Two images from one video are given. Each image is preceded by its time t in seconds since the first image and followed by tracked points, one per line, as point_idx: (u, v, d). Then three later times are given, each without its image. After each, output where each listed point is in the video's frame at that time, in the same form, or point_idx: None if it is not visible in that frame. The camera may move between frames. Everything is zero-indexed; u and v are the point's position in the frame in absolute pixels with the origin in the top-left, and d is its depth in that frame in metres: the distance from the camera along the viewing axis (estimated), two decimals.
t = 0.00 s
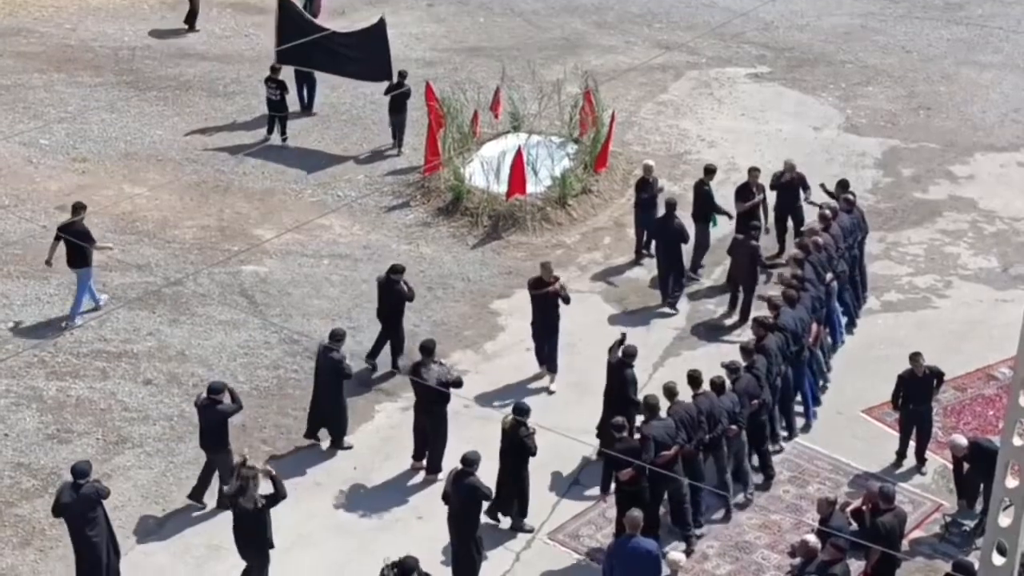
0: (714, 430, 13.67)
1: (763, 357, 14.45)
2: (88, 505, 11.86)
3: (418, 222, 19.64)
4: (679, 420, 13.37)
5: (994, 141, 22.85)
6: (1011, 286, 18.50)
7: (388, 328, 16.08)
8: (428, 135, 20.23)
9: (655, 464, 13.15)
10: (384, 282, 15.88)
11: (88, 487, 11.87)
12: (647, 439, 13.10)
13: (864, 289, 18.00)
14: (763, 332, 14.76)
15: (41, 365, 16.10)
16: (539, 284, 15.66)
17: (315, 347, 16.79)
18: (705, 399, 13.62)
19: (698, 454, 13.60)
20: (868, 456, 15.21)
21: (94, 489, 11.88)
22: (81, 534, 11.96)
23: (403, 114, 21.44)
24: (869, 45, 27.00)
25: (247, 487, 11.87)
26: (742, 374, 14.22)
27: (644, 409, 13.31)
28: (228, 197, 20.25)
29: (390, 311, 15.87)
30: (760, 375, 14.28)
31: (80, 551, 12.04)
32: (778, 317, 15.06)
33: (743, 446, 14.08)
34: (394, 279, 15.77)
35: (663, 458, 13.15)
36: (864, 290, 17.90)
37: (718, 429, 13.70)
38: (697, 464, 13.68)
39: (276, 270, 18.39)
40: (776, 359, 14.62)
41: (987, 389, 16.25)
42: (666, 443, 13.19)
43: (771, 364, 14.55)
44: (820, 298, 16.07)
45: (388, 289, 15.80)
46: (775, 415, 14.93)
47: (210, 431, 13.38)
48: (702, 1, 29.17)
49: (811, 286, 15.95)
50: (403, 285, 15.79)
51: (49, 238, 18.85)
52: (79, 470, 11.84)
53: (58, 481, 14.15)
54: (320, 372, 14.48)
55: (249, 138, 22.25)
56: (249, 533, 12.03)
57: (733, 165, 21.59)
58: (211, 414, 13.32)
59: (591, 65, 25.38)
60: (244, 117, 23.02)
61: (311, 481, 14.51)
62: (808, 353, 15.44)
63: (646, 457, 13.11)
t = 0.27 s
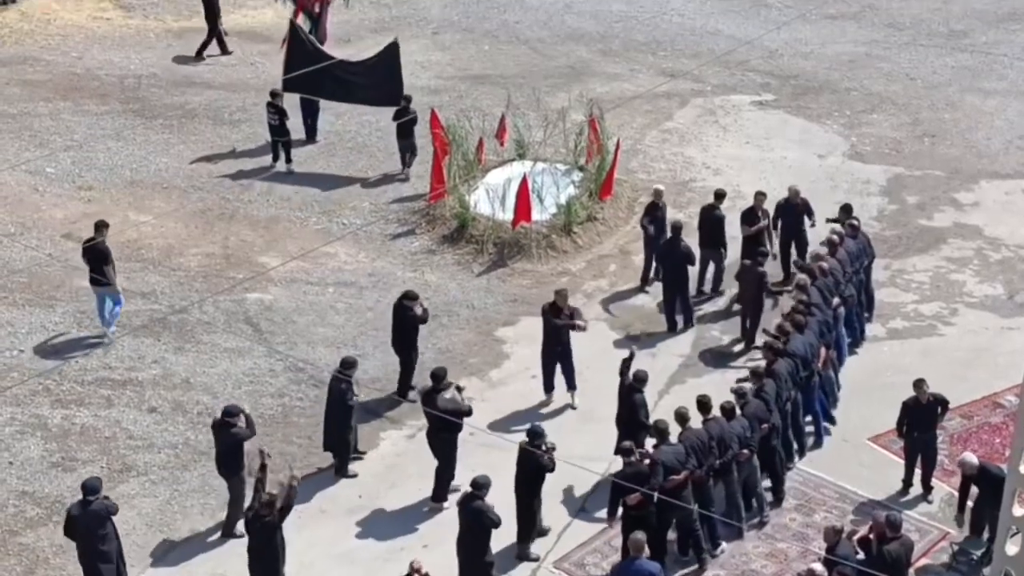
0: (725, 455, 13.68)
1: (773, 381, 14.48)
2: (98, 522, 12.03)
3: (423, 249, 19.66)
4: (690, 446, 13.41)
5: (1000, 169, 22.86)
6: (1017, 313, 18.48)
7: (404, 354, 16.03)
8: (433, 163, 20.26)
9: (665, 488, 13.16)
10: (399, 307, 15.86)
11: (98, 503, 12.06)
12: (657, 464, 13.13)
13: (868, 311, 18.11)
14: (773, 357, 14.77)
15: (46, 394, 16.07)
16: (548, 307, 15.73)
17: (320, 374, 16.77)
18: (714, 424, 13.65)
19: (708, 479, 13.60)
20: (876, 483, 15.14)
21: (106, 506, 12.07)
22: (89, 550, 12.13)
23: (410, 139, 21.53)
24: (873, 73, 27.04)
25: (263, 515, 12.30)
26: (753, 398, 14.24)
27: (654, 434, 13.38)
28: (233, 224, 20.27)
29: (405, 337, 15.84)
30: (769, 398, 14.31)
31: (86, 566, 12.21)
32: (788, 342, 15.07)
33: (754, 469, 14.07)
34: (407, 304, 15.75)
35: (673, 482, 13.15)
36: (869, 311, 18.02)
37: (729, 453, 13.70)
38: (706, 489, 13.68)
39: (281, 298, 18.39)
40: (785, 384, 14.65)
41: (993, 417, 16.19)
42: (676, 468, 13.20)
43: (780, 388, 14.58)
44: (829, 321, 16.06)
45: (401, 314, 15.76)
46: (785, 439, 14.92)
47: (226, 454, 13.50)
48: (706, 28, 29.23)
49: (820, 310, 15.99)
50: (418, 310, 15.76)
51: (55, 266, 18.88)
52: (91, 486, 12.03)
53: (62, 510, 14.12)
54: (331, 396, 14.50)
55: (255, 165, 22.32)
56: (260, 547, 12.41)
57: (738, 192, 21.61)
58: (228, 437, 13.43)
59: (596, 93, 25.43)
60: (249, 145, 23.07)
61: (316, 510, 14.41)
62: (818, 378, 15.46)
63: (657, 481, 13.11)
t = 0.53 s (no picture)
0: (740, 472, 13.70)
1: (786, 399, 14.52)
2: (105, 533, 12.03)
3: (426, 267, 19.68)
4: (705, 465, 13.43)
5: (1002, 188, 22.89)
6: (1020, 333, 18.49)
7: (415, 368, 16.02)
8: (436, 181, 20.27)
9: (681, 507, 13.16)
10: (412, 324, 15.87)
11: (108, 516, 12.06)
12: (673, 482, 13.13)
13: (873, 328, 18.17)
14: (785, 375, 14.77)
15: (48, 411, 16.05)
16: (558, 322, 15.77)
17: (322, 392, 16.77)
18: (732, 441, 13.67)
19: (722, 497, 13.61)
20: (877, 502, 15.11)
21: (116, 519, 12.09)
22: (93, 558, 12.14)
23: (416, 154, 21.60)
24: (876, 92, 27.09)
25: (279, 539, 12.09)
26: (767, 415, 14.27)
27: (670, 452, 13.43)
28: (236, 242, 20.30)
29: (415, 353, 15.91)
30: (783, 416, 14.36)
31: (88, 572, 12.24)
32: (802, 360, 15.03)
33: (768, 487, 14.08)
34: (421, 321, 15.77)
35: (689, 501, 13.17)
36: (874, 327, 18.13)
37: (744, 471, 13.72)
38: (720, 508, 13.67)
39: (284, 315, 18.41)
40: (798, 402, 14.65)
41: (996, 437, 16.18)
42: (691, 486, 13.22)
43: (793, 406, 14.57)
44: (841, 339, 16.13)
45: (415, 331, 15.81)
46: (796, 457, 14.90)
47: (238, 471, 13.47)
48: (709, 48, 29.30)
49: (833, 328, 16.00)
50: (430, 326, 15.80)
51: (58, 283, 18.90)
52: (102, 497, 12.00)
53: (64, 528, 14.11)
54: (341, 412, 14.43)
55: (258, 182, 22.37)
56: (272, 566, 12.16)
57: (741, 211, 21.63)
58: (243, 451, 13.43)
59: (599, 112, 25.48)
60: (253, 163, 23.13)
61: (318, 527, 14.33)
62: (830, 396, 15.49)
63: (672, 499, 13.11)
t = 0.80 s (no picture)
0: (766, 495, 13.58)
1: (811, 423, 14.47)
2: (129, 552, 11.98)
3: (441, 291, 19.69)
4: (731, 487, 13.30)
5: (1018, 216, 22.85)
6: None
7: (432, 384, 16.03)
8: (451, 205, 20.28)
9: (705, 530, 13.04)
10: (433, 342, 15.84)
11: (132, 535, 12.01)
12: (700, 505, 13.01)
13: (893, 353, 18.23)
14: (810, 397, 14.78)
15: (62, 431, 16.06)
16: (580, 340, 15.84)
17: (335, 415, 16.77)
18: (759, 464, 13.56)
19: (744, 521, 13.51)
20: (890, 529, 15.04)
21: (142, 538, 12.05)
22: None
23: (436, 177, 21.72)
24: (892, 119, 27.06)
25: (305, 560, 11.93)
26: (793, 437, 14.20)
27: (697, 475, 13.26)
28: (251, 264, 20.33)
29: (432, 374, 15.95)
30: (808, 439, 14.32)
31: None
32: (828, 383, 15.06)
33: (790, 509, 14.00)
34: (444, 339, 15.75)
35: (713, 524, 13.07)
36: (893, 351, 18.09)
37: (770, 495, 13.61)
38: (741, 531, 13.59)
39: (298, 338, 18.42)
40: (824, 424, 14.68)
41: (1010, 465, 16.12)
42: (717, 510, 13.11)
43: (819, 428, 14.60)
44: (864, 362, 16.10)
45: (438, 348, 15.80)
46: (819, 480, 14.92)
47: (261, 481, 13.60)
48: (725, 73, 29.31)
49: (858, 350, 16.03)
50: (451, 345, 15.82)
51: (73, 304, 18.94)
52: (128, 514, 11.99)
53: (76, 549, 14.10)
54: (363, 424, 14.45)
55: (273, 204, 22.43)
56: None
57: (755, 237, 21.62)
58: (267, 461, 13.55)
59: (614, 137, 25.50)
60: (268, 185, 23.18)
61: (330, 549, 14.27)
62: (854, 419, 15.43)
63: (699, 523, 12.98)
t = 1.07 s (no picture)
0: (780, 510, 13.49)
1: (826, 438, 14.39)
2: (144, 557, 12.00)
3: (453, 306, 19.71)
4: (746, 501, 13.17)
5: None
6: None
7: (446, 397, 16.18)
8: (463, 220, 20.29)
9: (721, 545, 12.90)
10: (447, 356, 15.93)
11: (146, 543, 12.04)
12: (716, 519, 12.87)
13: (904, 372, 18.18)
14: (824, 412, 14.71)
15: (73, 443, 16.07)
16: (597, 346, 15.76)
17: (346, 429, 16.77)
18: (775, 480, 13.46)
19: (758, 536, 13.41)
20: (902, 550, 14.97)
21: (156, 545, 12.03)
22: None
23: (454, 191, 21.95)
24: (906, 137, 27.05)
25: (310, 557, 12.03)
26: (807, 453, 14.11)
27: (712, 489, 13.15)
28: (263, 277, 20.36)
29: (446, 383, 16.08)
30: (822, 454, 14.22)
31: None
32: (841, 397, 14.99)
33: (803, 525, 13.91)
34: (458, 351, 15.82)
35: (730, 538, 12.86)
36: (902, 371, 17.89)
37: (783, 510, 13.53)
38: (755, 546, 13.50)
39: (310, 352, 18.44)
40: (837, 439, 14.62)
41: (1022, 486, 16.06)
42: (733, 524, 12.96)
43: (832, 443, 14.53)
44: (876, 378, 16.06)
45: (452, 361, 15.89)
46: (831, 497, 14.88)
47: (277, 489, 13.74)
48: (738, 91, 29.33)
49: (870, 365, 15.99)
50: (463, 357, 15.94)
51: (86, 316, 18.98)
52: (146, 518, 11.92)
53: (86, 561, 14.10)
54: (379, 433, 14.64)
55: (286, 217, 22.48)
56: None
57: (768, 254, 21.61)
58: (281, 469, 13.68)
59: (627, 153, 25.51)
60: (280, 199, 23.23)
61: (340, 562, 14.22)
62: (866, 434, 15.36)
63: (715, 538, 12.84)
